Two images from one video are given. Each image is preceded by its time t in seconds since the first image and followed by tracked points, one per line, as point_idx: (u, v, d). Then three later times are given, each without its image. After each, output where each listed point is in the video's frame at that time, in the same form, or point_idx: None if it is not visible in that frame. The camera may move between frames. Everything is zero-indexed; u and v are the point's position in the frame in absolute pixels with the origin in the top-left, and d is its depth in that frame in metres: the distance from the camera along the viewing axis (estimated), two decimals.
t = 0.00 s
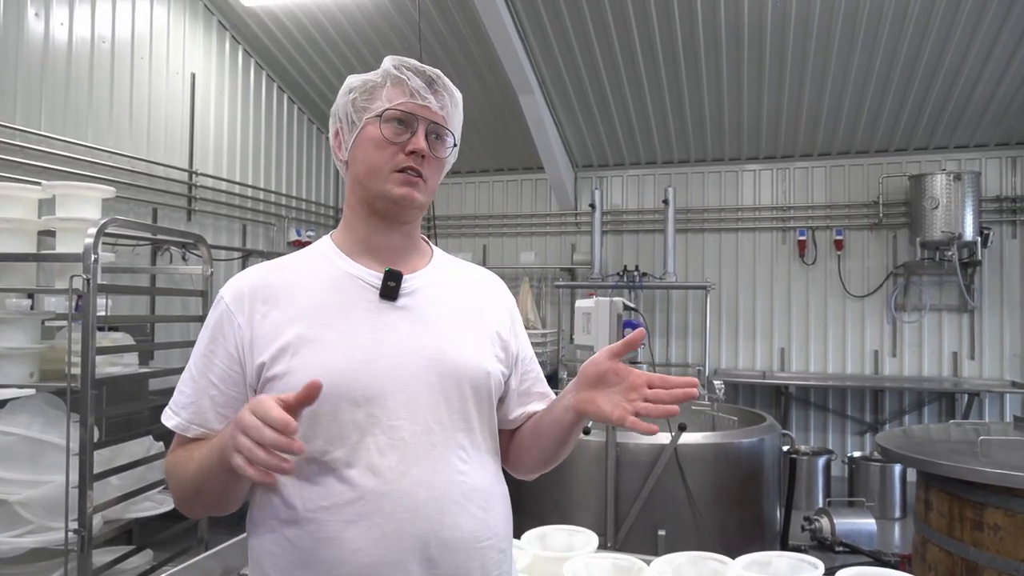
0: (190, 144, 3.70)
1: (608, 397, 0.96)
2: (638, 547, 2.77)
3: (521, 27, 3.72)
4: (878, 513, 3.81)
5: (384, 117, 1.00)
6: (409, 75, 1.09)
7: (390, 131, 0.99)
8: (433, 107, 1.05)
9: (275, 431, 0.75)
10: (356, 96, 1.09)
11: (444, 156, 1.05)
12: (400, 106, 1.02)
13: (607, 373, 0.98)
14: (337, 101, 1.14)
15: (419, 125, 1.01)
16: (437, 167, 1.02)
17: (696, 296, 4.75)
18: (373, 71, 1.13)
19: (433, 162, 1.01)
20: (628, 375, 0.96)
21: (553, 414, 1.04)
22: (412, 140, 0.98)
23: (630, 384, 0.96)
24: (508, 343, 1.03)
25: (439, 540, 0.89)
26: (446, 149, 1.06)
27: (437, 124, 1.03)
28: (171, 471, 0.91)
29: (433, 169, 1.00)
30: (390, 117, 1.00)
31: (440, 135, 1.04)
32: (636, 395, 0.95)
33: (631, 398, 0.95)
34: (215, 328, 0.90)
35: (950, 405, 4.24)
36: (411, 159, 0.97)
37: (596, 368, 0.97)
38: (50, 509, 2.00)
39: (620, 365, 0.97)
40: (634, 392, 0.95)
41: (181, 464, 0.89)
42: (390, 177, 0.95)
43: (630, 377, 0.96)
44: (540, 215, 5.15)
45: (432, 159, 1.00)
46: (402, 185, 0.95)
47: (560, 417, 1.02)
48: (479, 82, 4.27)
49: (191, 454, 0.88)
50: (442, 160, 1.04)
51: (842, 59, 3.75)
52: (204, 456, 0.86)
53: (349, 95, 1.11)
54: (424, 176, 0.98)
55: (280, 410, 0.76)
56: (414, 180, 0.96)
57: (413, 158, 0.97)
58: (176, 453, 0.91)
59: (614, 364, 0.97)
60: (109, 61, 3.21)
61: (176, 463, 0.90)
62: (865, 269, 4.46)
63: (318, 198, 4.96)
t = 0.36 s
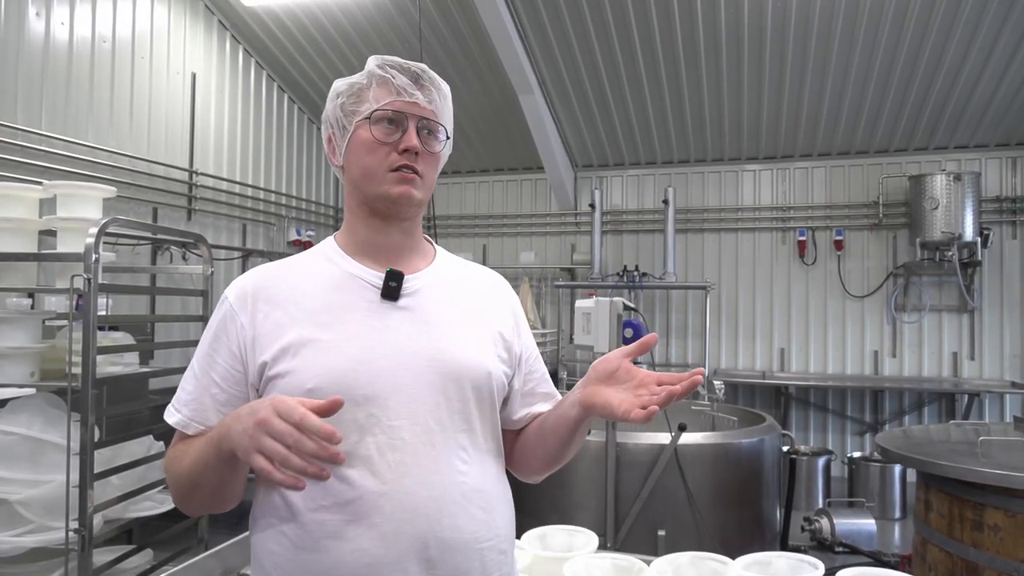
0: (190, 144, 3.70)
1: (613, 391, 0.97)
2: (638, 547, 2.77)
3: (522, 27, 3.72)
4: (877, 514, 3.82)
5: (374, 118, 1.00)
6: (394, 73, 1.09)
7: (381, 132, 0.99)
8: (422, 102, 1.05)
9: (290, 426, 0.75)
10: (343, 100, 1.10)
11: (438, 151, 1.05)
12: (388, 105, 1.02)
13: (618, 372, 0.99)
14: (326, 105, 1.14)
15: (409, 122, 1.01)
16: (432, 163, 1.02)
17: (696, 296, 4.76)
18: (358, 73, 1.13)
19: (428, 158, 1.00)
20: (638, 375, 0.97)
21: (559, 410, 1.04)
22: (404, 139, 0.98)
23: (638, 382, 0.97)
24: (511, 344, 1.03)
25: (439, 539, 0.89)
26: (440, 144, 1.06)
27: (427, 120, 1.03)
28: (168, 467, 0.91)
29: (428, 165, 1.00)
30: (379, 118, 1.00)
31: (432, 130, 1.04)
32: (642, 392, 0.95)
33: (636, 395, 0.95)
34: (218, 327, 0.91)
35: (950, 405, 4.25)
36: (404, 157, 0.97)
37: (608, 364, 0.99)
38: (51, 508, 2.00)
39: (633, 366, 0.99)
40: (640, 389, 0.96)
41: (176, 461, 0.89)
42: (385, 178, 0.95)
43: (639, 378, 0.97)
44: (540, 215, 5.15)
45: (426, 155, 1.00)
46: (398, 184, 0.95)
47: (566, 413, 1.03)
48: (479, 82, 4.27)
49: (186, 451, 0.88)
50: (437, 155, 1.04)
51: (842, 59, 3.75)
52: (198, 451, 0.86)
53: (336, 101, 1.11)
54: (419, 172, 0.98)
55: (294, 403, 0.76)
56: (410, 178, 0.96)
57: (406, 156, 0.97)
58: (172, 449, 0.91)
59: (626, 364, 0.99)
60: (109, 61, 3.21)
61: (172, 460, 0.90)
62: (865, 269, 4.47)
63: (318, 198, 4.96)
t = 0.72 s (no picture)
0: (191, 144, 3.70)
1: (617, 390, 0.97)
2: (637, 547, 2.78)
3: (523, 27, 3.73)
4: (877, 515, 3.82)
5: (375, 121, 1.00)
6: (392, 73, 1.09)
7: (384, 134, 0.99)
8: (422, 99, 1.05)
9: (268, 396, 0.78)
10: (343, 104, 1.10)
11: (441, 149, 1.05)
12: (389, 106, 1.02)
13: (621, 370, 0.99)
14: (325, 109, 1.15)
15: (411, 122, 1.01)
16: (435, 161, 1.02)
17: (696, 296, 4.76)
18: (354, 75, 1.13)
19: (431, 156, 1.01)
20: (642, 372, 0.97)
21: (563, 409, 1.04)
22: (407, 140, 0.98)
23: (643, 380, 0.97)
24: (516, 343, 1.04)
25: (441, 537, 0.89)
26: (442, 141, 1.06)
27: (429, 117, 1.03)
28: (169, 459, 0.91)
29: (432, 163, 1.01)
30: (381, 120, 1.00)
31: (434, 128, 1.04)
32: (646, 391, 0.95)
33: (641, 393, 0.95)
34: (225, 323, 0.92)
35: (950, 406, 4.25)
36: (409, 157, 0.97)
37: (612, 362, 0.99)
38: (52, 507, 2.00)
39: (637, 362, 0.99)
40: (645, 388, 0.96)
41: (175, 451, 0.90)
42: (391, 180, 0.96)
43: (644, 376, 0.97)
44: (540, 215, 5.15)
45: (430, 153, 1.00)
46: (404, 186, 0.96)
47: (570, 412, 1.03)
48: (480, 82, 4.27)
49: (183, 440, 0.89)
50: (440, 153, 1.04)
51: (843, 59, 3.74)
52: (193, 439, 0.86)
53: (336, 104, 1.11)
54: (424, 172, 0.98)
55: (269, 374, 0.79)
56: (416, 179, 0.96)
57: (410, 157, 0.97)
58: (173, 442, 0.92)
59: (629, 362, 0.99)
60: (110, 60, 3.21)
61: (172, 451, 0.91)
62: (865, 270, 4.47)
63: (319, 198, 4.97)
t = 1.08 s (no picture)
0: (191, 143, 3.70)
1: (632, 400, 0.97)
2: (637, 547, 2.78)
3: (525, 26, 3.73)
4: (877, 515, 3.82)
5: (384, 116, 1.01)
6: (402, 70, 1.09)
7: (393, 131, 0.99)
8: (430, 98, 1.06)
9: (240, 427, 0.77)
10: (351, 99, 1.10)
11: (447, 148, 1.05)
12: (398, 103, 1.03)
13: (637, 380, 0.98)
14: (331, 105, 1.15)
15: (420, 120, 1.01)
16: (442, 160, 1.03)
17: (696, 297, 4.76)
18: (362, 72, 1.13)
19: (438, 154, 1.01)
20: (658, 385, 0.97)
21: (573, 412, 1.04)
22: (416, 137, 0.98)
23: (658, 392, 0.96)
24: (518, 343, 1.04)
25: (442, 538, 0.89)
26: (449, 140, 1.06)
27: (437, 116, 1.04)
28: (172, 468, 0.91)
29: (439, 162, 1.01)
30: (390, 116, 1.01)
31: (441, 127, 1.04)
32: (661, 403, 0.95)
33: (655, 405, 0.95)
34: (227, 325, 0.92)
35: (950, 407, 4.25)
36: (416, 155, 0.97)
37: (629, 370, 0.99)
38: (53, 504, 2.01)
39: (655, 374, 0.98)
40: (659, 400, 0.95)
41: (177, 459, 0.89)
42: (398, 177, 0.96)
43: (660, 388, 0.97)
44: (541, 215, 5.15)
45: (437, 151, 1.00)
46: (411, 184, 0.96)
47: (579, 415, 1.03)
48: (481, 81, 4.28)
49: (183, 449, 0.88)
50: (446, 152, 1.05)
51: (844, 60, 3.74)
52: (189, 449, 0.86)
53: (344, 100, 1.11)
54: (431, 171, 0.98)
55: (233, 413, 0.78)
56: (423, 177, 0.97)
57: (418, 154, 0.97)
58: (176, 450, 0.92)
59: (647, 373, 0.98)
60: (112, 59, 3.21)
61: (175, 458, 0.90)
62: (866, 271, 4.47)
63: (320, 197, 4.97)
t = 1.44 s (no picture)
0: (192, 141, 3.69)
1: (629, 405, 0.96)
2: (637, 547, 2.77)
3: (525, 26, 3.72)
4: (877, 516, 3.81)
5: (391, 115, 1.01)
6: (409, 70, 1.09)
7: (399, 130, 0.99)
8: (436, 99, 1.06)
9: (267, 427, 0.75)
10: (357, 97, 1.10)
11: (452, 149, 1.05)
12: (405, 102, 1.03)
13: (635, 386, 0.98)
14: (336, 103, 1.14)
15: (426, 120, 1.01)
16: (447, 161, 1.02)
17: (697, 297, 4.76)
18: (369, 70, 1.13)
19: (443, 155, 1.01)
20: (656, 391, 0.97)
21: (571, 415, 1.04)
22: (421, 137, 0.98)
23: (656, 399, 0.96)
24: (518, 343, 1.03)
25: (442, 538, 0.89)
26: (453, 142, 1.06)
27: (443, 117, 1.04)
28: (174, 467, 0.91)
29: (443, 162, 1.01)
30: (396, 115, 1.01)
31: (447, 128, 1.04)
32: (659, 410, 0.95)
33: (653, 412, 0.95)
34: (227, 322, 0.91)
35: (951, 408, 4.25)
36: (421, 155, 0.97)
37: (627, 375, 0.99)
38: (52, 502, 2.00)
39: (652, 380, 0.98)
40: (657, 406, 0.95)
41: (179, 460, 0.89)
42: (403, 176, 0.96)
43: (658, 394, 0.96)
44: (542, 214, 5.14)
45: (443, 152, 1.00)
46: (416, 183, 0.96)
47: (577, 418, 1.02)
48: (482, 81, 4.27)
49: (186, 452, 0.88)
50: (451, 153, 1.05)
51: (845, 60, 3.74)
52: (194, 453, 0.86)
53: (349, 98, 1.11)
54: (435, 171, 0.98)
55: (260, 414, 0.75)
56: (427, 177, 0.97)
57: (423, 154, 0.97)
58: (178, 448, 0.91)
59: (645, 379, 0.98)
60: (113, 58, 3.20)
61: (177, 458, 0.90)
62: (866, 271, 4.46)
63: (320, 196, 4.97)
